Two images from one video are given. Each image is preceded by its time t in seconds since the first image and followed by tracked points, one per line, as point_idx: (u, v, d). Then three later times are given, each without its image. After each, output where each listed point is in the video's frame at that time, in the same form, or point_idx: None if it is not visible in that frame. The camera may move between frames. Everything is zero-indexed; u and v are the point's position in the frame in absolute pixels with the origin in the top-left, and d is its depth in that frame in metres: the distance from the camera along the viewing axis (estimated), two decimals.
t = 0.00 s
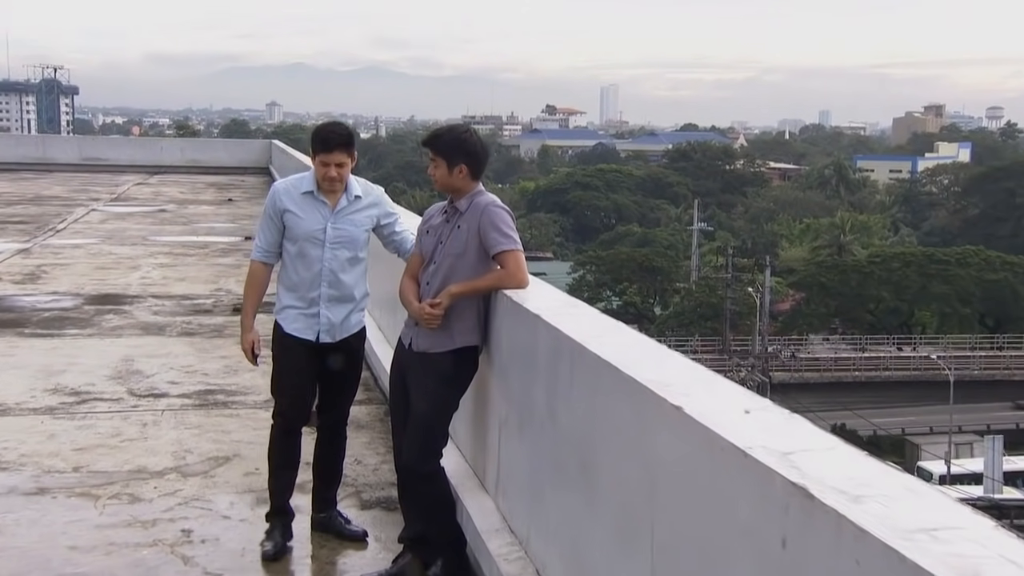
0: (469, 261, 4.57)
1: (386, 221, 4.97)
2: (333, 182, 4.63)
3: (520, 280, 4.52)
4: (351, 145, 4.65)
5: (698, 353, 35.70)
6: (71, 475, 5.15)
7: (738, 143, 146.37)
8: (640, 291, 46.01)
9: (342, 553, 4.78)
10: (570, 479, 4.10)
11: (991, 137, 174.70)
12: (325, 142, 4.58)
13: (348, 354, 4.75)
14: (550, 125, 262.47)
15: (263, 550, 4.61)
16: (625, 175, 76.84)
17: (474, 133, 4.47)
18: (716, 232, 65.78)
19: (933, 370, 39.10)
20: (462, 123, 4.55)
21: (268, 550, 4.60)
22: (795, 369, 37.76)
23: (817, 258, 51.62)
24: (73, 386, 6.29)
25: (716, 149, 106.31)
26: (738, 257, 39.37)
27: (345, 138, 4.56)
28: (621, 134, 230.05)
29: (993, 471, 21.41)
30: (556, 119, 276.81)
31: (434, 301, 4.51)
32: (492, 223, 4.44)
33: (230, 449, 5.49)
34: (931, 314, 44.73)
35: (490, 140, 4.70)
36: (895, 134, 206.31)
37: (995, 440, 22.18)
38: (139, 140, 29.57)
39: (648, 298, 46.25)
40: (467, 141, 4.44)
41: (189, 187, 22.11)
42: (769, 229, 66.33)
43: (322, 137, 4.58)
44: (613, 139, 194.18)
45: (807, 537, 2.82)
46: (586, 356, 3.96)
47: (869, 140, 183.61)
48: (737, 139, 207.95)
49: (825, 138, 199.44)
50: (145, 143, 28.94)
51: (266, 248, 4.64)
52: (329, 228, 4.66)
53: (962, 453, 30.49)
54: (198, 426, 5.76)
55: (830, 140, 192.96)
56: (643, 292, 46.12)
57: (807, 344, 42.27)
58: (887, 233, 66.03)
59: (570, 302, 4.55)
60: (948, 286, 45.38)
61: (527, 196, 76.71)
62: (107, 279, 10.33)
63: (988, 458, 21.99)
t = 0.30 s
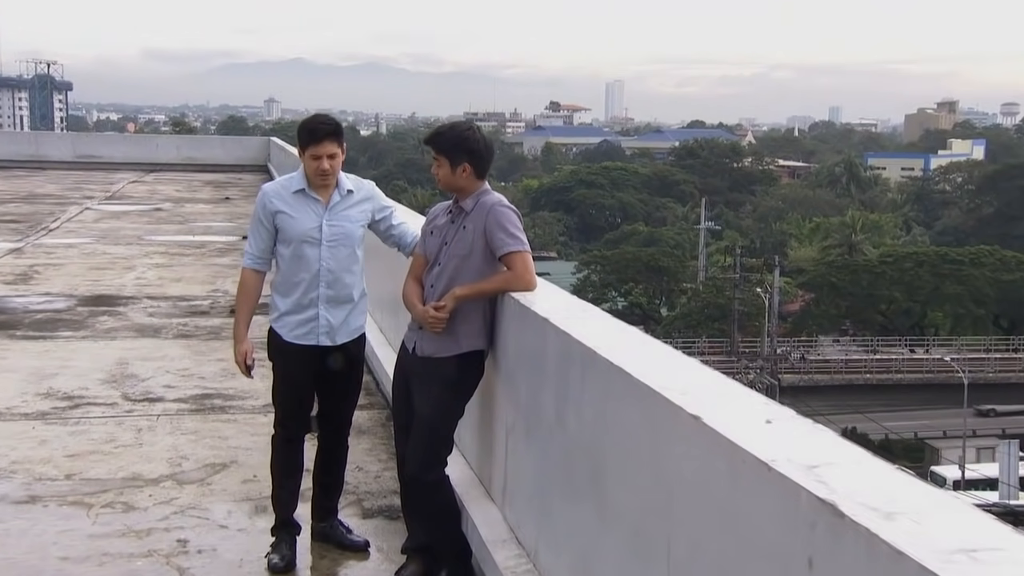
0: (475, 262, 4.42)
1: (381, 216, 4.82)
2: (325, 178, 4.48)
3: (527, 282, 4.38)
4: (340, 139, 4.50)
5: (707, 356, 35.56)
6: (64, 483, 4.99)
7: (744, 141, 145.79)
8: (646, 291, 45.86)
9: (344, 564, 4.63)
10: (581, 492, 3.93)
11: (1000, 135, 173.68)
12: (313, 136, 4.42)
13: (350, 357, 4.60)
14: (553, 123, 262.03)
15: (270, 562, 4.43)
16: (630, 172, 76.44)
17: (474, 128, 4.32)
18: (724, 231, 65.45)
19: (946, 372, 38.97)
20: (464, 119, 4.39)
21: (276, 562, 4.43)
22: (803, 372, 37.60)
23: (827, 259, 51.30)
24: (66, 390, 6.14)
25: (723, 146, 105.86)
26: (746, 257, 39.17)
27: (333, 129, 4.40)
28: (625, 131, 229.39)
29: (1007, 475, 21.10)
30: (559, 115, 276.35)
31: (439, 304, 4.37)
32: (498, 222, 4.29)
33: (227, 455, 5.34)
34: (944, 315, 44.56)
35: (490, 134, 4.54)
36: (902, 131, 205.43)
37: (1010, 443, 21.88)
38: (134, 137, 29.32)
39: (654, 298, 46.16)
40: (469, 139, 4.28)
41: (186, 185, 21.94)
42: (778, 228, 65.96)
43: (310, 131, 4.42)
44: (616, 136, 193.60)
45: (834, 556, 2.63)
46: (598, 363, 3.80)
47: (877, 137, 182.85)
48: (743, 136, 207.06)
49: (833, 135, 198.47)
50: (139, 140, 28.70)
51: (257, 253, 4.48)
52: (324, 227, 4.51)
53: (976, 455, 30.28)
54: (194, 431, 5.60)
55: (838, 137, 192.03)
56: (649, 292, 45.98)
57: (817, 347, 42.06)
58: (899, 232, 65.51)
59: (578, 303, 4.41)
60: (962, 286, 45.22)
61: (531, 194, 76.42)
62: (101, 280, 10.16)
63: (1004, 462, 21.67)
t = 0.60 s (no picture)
0: (485, 263, 4.27)
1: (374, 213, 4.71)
2: (313, 177, 4.37)
3: (538, 284, 4.24)
4: (325, 135, 4.37)
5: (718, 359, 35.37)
6: (59, 491, 4.84)
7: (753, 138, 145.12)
8: (655, 291, 45.69)
9: None
10: (596, 502, 3.78)
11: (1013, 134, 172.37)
12: (299, 134, 4.30)
13: (348, 362, 4.50)
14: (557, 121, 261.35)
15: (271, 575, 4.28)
16: (639, 170, 76.02)
17: (477, 126, 4.17)
18: (734, 231, 65.08)
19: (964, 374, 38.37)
20: (471, 116, 4.24)
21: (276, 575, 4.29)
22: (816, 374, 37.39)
23: (840, 258, 50.93)
24: (62, 394, 5.99)
25: (734, 143, 105.18)
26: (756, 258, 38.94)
27: (319, 126, 4.29)
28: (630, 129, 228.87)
29: None
30: (564, 113, 275.67)
31: (446, 308, 4.23)
32: (508, 222, 4.15)
33: (227, 463, 5.19)
34: (961, 317, 44.41)
35: (494, 128, 4.39)
36: (910, 127, 204.42)
37: None
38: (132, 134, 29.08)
39: (663, 300, 46.00)
40: (477, 136, 4.13)
41: (185, 183, 21.75)
42: (790, 228, 65.49)
43: (296, 130, 4.30)
44: (622, 134, 192.99)
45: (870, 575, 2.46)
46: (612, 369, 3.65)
47: (886, 132, 181.98)
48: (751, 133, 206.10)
49: (843, 132, 197.42)
50: (138, 137, 28.51)
51: (244, 259, 4.39)
52: (313, 227, 4.42)
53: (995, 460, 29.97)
54: (195, 438, 5.46)
55: (847, 134, 191.03)
56: (658, 292, 45.79)
57: (831, 348, 41.77)
58: (914, 232, 64.90)
59: (590, 304, 4.28)
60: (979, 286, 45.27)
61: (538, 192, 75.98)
62: (99, 281, 10.02)
63: None
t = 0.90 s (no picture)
0: (492, 267, 4.13)
1: (377, 213, 4.57)
2: (313, 178, 4.25)
3: (548, 289, 4.10)
4: (324, 134, 4.25)
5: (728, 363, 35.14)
6: (53, 501, 4.70)
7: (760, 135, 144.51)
8: (663, 293, 45.48)
9: None
10: (609, 514, 3.63)
11: None
12: (297, 134, 4.19)
13: (348, 369, 4.40)
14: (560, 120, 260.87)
15: None
16: (646, 171, 75.57)
17: (485, 125, 4.03)
18: (743, 232, 64.65)
19: (979, 382, 37.86)
20: (480, 116, 4.11)
21: None
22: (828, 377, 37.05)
23: (852, 260, 50.55)
24: (57, 400, 5.85)
25: (743, 141, 104.60)
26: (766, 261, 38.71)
27: (317, 124, 4.16)
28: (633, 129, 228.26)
29: None
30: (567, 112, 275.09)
31: (453, 314, 4.10)
32: (517, 224, 4.01)
33: (227, 471, 5.05)
34: (976, 321, 44.17)
35: (501, 126, 4.24)
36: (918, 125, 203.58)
37: None
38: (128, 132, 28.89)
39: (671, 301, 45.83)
40: (485, 136, 3.98)
41: (183, 183, 21.57)
42: (800, 228, 64.99)
43: (293, 129, 4.18)
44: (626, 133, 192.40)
45: None
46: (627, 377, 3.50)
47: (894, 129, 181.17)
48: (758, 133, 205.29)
49: (854, 130, 196.43)
50: (136, 135, 28.27)
51: (239, 264, 4.28)
52: (312, 231, 4.29)
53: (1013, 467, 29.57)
54: (193, 445, 5.32)
55: (855, 133, 190.19)
56: (665, 294, 45.55)
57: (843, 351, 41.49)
58: (929, 233, 64.33)
59: (603, 309, 4.12)
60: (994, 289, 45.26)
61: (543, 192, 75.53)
62: (95, 284, 9.88)
63: None
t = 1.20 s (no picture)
0: (504, 272, 4.00)
1: (385, 216, 4.45)
2: (321, 182, 4.13)
3: (563, 296, 3.96)
4: (332, 136, 4.13)
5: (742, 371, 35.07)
6: (51, 512, 4.56)
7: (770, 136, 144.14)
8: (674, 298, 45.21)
9: None
10: (628, 531, 3.49)
11: None
12: (304, 137, 4.07)
13: (356, 377, 4.30)
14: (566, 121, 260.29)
15: None
16: (656, 172, 75.12)
17: (499, 125, 3.90)
18: (756, 235, 64.38)
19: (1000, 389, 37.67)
20: (493, 116, 3.97)
21: None
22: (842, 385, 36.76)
23: (869, 265, 50.11)
24: (55, 408, 5.71)
25: (756, 143, 103.95)
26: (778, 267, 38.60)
27: (327, 125, 4.03)
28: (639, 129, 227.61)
29: None
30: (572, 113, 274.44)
31: (465, 321, 3.98)
32: (530, 229, 3.88)
33: (230, 482, 4.91)
34: (996, 326, 43.82)
35: (515, 125, 4.11)
36: (928, 126, 203.00)
37: None
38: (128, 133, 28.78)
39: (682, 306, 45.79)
40: (498, 138, 3.85)
41: (185, 185, 21.46)
42: (815, 231, 64.47)
43: (300, 130, 4.05)
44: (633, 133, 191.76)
45: None
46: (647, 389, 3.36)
47: (905, 129, 180.62)
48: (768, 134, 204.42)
49: (867, 131, 195.29)
50: (137, 136, 28.12)
51: (246, 270, 4.18)
52: (320, 237, 4.18)
53: None
54: (195, 454, 5.18)
55: (866, 134, 189.17)
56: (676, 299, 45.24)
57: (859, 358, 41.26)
58: (946, 236, 63.77)
59: (621, 315, 3.97)
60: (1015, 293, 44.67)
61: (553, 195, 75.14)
62: (94, 288, 9.74)
63: None
